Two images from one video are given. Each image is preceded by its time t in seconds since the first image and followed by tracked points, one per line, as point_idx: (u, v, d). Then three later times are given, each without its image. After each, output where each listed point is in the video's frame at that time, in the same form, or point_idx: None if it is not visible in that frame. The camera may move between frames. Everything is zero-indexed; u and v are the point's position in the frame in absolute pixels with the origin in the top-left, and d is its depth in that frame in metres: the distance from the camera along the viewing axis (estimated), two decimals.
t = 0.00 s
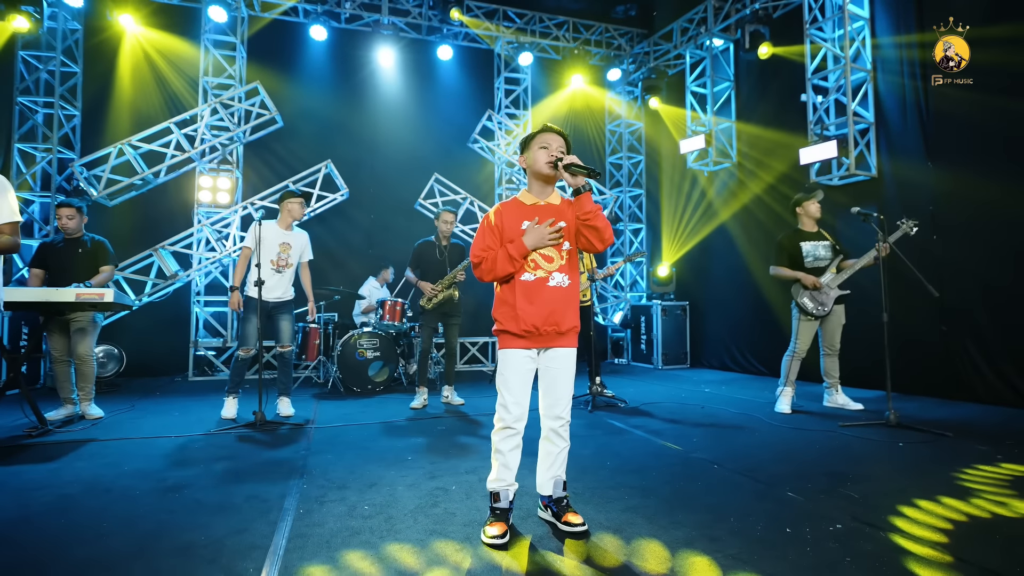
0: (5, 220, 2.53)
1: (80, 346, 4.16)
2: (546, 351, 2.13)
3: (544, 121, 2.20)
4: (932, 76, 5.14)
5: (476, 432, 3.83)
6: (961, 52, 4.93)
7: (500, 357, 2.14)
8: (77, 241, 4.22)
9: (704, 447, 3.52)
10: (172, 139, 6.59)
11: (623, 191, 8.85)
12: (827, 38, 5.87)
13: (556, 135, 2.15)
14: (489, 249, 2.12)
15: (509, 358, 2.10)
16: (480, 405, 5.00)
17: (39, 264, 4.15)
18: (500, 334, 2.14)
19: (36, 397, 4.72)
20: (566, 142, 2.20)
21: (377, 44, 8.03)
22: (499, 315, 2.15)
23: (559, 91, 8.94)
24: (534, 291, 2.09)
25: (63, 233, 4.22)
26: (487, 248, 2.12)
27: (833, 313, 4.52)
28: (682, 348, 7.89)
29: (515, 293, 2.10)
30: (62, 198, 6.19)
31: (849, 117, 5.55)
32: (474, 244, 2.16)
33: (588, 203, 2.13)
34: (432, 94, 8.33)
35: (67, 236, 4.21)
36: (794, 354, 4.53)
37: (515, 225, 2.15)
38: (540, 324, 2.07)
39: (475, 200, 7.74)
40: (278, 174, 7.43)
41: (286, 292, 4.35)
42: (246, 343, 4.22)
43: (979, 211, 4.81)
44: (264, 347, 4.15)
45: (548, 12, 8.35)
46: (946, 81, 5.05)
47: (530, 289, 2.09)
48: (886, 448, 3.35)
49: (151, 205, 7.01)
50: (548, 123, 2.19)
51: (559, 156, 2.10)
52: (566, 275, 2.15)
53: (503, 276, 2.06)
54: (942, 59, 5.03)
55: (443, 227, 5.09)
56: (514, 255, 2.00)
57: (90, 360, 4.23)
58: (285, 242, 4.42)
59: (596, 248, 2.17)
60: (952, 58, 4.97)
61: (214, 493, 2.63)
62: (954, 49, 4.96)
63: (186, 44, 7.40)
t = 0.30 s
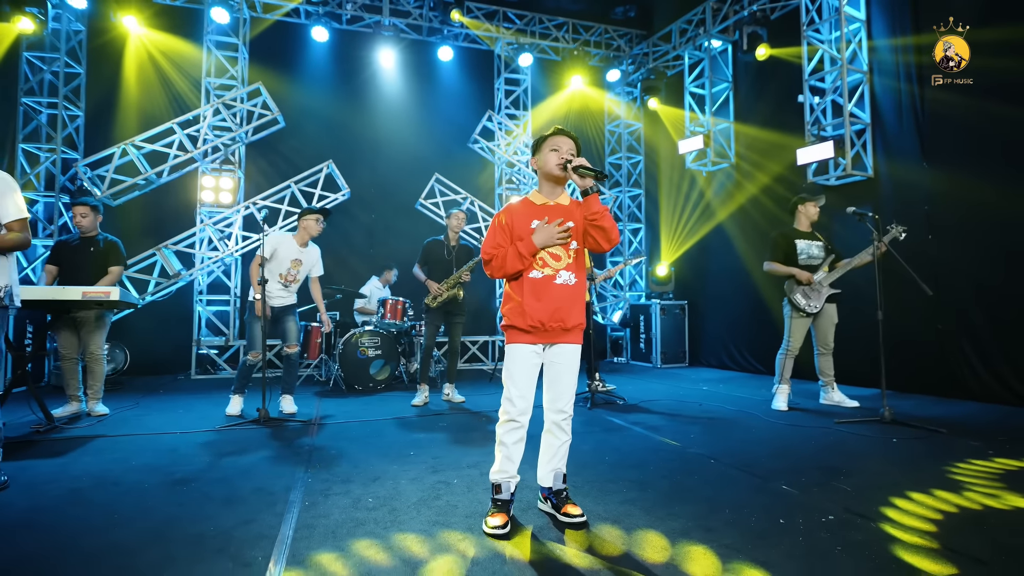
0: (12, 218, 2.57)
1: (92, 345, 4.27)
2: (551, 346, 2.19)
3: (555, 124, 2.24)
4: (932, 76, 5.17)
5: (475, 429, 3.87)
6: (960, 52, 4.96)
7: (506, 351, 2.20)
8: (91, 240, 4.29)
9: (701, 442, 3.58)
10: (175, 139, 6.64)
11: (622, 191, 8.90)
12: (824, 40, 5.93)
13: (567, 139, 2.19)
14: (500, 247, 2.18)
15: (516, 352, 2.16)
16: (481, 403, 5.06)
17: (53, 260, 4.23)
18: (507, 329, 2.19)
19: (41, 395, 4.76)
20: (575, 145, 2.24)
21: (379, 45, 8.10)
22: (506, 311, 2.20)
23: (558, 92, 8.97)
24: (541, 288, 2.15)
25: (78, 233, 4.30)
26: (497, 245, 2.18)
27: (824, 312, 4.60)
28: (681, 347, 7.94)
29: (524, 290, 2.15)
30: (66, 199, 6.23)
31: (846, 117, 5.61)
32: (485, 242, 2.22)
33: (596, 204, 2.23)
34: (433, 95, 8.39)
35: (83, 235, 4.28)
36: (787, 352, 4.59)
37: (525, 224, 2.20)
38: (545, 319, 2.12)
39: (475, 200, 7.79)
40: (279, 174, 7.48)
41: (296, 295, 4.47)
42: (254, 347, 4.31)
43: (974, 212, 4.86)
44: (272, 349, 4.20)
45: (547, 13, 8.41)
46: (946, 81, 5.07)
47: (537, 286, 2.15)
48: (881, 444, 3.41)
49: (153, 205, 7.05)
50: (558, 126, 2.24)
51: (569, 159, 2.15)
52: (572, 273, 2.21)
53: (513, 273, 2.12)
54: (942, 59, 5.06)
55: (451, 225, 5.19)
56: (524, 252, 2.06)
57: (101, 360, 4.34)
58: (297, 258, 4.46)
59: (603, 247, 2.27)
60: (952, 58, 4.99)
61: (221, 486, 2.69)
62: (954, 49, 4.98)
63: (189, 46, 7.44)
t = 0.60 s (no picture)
0: (29, 222, 2.63)
1: (102, 342, 4.38)
2: (553, 343, 2.25)
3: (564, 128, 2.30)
4: (932, 76, 5.20)
5: (474, 427, 3.92)
6: (960, 52, 4.97)
7: (510, 348, 2.26)
8: (104, 241, 4.36)
9: (698, 439, 3.64)
10: (177, 140, 6.69)
11: (621, 191, 8.95)
12: (821, 42, 6.00)
13: (574, 143, 2.24)
14: (506, 246, 2.23)
15: (519, 349, 2.22)
16: (480, 401, 5.11)
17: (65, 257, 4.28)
18: (512, 326, 2.24)
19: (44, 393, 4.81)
20: (583, 148, 2.29)
21: (379, 46, 8.15)
22: (511, 309, 2.26)
23: (556, 94, 9.02)
24: (545, 287, 2.20)
25: (92, 232, 4.37)
26: (504, 245, 2.23)
27: (815, 310, 4.66)
28: (678, 346, 8.00)
29: (529, 288, 2.20)
30: (69, 199, 6.27)
31: (842, 119, 5.67)
32: (492, 242, 2.27)
33: (600, 206, 2.23)
34: (433, 96, 8.44)
35: (96, 235, 4.36)
36: (780, 350, 4.65)
37: (531, 225, 2.25)
38: (548, 317, 2.18)
39: (475, 201, 7.84)
40: (280, 175, 7.53)
41: (297, 291, 4.47)
42: (257, 340, 4.39)
43: (968, 213, 4.92)
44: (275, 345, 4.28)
45: (546, 15, 8.47)
46: (945, 81, 5.09)
47: (542, 285, 2.20)
48: (874, 441, 3.47)
49: (155, 206, 7.10)
50: (566, 130, 2.28)
51: (576, 162, 2.19)
52: (576, 273, 2.26)
53: (518, 272, 2.17)
54: (942, 59, 5.08)
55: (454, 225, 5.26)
56: (529, 252, 2.12)
57: (110, 356, 4.45)
58: (287, 241, 4.51)
59: (605, 248, 2.28)
60: (952, 58, 5.01)
61: (226, 481, 2.74)
62: (954, 49, 5.00)
63: (190, 47, 7.48)
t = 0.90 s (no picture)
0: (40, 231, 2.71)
1: (103, 342, 4.44)
2: (552, 342, 2.30)
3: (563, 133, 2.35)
4: (932, 77, 5.20)
5: (473, 425, 3.96)
6: (961, 52, 4.97)
7: (510, 346, 2.31)
8: (106, 242, 4.42)
9: (694, 437, 3.68)
10: (178, 141, 6.74)
11: (620, 192, 8.89)
12: (816, 44, 6.04)
13: (574, 147, 2.28)
14: (507, 247, 2.28)
15: (519, 348, 2.27)
16: (479, 400, 5.16)
17: (66, 256, 4.32)
18: (513, 325, 2.30)
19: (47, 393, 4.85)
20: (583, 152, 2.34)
21: (379, 48, 8.20)
22: (512, 309, 2.31)
23: (555, 96, 9.12)
24: (544, 287, 2.25)
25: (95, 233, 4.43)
26: (505, 246, 2.28)
27: (811, 310, 4.73)
28: (676, 345, 8.06)
29: (530, 288, 2.26)
30: (71, 200, 6.31)
31: (837, 121, 5.72)
32: (494, 243, 2.32)
33: (597, 209, 2.29)
34: (432, 97, 8.49)
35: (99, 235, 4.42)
36: (775, 349, 4.70)
37: (533, 227, 2.30)
38: (548, 317, 2.23)
39: (474, 201, 7.88)
40: (279, 176, 7.58)
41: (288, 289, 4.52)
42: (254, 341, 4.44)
43: (961, 213, 4.97)
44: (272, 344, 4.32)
45: (545, 16, 8.50)
46: (945, 81, 5.09)
47: (541, 286, 2.25)
48: (867, 439, 3.52)
49: (156, 206, 7.14)
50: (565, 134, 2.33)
51: (577, 165, 2.25)
52: (575, 274, 2.31)
53: (519, 273, 2.22)
54: (942, 59, 5.08)
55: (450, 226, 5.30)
56: (531, 254, 2.17)
57: (111, 355, 4.51)
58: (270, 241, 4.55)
59: (602, 250, 2.33)
60: (952, 58, 5.01)
61: (228, 478, 2.79)
62: (954, 49, 4.99)
63: (190, 49, 7.52)
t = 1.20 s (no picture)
0: (49, 234, 2.76)
1: (100, 343, 4.48)
2: (548, 339, 2.35)
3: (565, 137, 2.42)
4: (932, 77, 5.20)
5: (473, 422, 4.02)
6: (960, 52, 4.97)
7: (507, 343, 2.36)
8: (100, 242, 4.47)
9: (690, 434, 3.74)
10: (180, 142, 6.80)
11: (618, 192, 9.02)
12: (813, 46, 6.09)
13: (574, 150, 2.35)
14: (507, 245, 2.34)
15: (515, 345, 2.32)
16: (478, 399, 5.21)
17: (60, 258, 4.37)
18: (510, 321, 2.35)
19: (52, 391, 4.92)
20: (583, 156, 2.41)
21: (379, 50, 8.26)
22: (510, 306, 2.36)
23: (553, 97, 9.18)
24: (542, 286, 2.30)
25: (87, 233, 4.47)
26: (505, 244, 2.34)
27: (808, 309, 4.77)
28: (674, 345, 8.11)
29: (527, 286, 2.31)
30: (74, 200, 6.38)
31: (833, 121, 5.77)
32: (495, 240, 2.39)
33: (594, 212, 2.31)
34: (431, 98, 8.54)
35: (91, 235, 4.45)
36: (772, 348, 4.75)
37: (532, 226, 2.36)
38: (544, 314, 2.28)
39: (474, 201, 7.91)
40: (281, 176, 7.63)
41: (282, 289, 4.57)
42: (250, 338, 4.50)
43: (956, 212, 5.02)
44: (270, 343, 4.43)
45: (544, 18, 8.53)
46: (945, 81, 5.10)
47: (538, 284, 2.30)
48: (860, 435, 3.57)
49: (158, 207, 7.20)
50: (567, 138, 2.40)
51: (578, 168, 2.30)
52: (571, 275, 2.36)
53: (518, 271, 2.27)
54: (942, 59, 5.08)
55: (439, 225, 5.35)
56: (530, 253, 2.21)
57: (109, 355, 4.55)
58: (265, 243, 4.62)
59: (594, 253, 2.34)
60: (952, 58, 5.01)
61: (232, 473, 2.84)
62: (954, 49, 5.00)
63: (191, 51, 7.58)
